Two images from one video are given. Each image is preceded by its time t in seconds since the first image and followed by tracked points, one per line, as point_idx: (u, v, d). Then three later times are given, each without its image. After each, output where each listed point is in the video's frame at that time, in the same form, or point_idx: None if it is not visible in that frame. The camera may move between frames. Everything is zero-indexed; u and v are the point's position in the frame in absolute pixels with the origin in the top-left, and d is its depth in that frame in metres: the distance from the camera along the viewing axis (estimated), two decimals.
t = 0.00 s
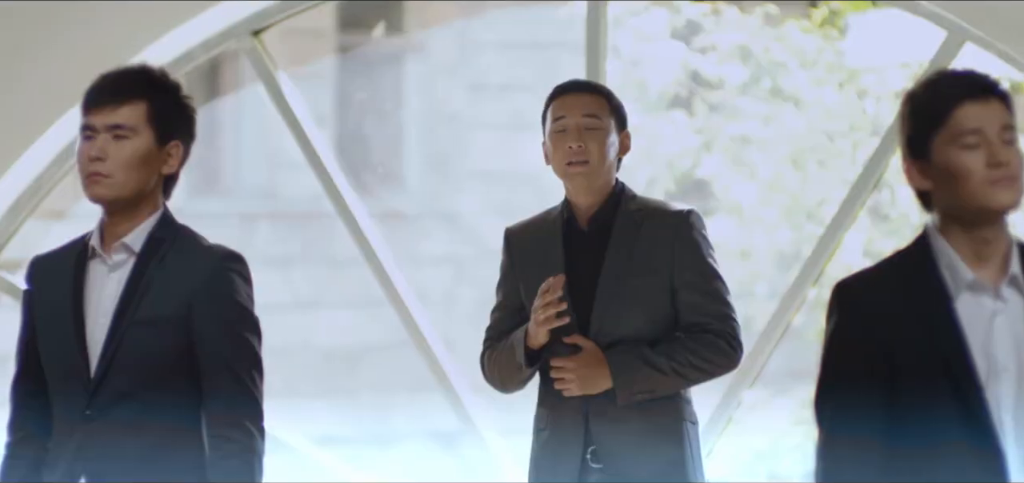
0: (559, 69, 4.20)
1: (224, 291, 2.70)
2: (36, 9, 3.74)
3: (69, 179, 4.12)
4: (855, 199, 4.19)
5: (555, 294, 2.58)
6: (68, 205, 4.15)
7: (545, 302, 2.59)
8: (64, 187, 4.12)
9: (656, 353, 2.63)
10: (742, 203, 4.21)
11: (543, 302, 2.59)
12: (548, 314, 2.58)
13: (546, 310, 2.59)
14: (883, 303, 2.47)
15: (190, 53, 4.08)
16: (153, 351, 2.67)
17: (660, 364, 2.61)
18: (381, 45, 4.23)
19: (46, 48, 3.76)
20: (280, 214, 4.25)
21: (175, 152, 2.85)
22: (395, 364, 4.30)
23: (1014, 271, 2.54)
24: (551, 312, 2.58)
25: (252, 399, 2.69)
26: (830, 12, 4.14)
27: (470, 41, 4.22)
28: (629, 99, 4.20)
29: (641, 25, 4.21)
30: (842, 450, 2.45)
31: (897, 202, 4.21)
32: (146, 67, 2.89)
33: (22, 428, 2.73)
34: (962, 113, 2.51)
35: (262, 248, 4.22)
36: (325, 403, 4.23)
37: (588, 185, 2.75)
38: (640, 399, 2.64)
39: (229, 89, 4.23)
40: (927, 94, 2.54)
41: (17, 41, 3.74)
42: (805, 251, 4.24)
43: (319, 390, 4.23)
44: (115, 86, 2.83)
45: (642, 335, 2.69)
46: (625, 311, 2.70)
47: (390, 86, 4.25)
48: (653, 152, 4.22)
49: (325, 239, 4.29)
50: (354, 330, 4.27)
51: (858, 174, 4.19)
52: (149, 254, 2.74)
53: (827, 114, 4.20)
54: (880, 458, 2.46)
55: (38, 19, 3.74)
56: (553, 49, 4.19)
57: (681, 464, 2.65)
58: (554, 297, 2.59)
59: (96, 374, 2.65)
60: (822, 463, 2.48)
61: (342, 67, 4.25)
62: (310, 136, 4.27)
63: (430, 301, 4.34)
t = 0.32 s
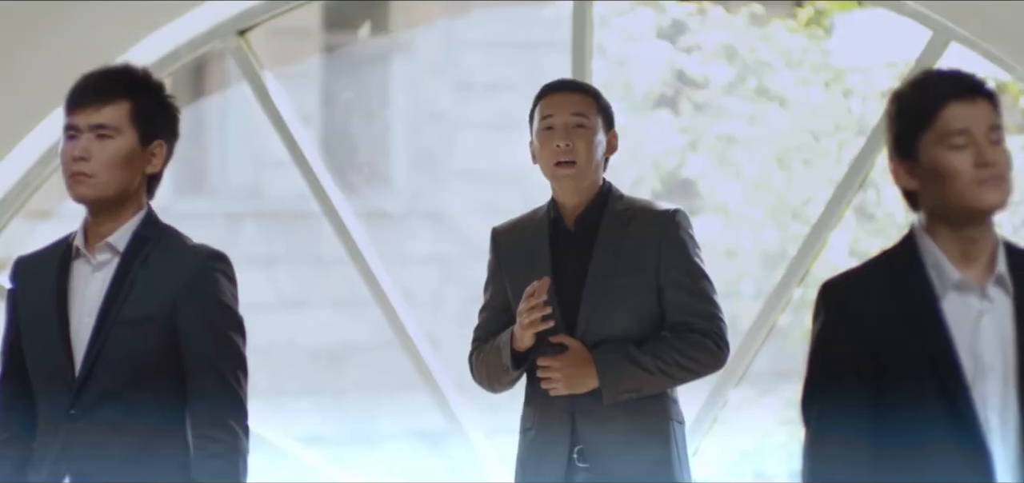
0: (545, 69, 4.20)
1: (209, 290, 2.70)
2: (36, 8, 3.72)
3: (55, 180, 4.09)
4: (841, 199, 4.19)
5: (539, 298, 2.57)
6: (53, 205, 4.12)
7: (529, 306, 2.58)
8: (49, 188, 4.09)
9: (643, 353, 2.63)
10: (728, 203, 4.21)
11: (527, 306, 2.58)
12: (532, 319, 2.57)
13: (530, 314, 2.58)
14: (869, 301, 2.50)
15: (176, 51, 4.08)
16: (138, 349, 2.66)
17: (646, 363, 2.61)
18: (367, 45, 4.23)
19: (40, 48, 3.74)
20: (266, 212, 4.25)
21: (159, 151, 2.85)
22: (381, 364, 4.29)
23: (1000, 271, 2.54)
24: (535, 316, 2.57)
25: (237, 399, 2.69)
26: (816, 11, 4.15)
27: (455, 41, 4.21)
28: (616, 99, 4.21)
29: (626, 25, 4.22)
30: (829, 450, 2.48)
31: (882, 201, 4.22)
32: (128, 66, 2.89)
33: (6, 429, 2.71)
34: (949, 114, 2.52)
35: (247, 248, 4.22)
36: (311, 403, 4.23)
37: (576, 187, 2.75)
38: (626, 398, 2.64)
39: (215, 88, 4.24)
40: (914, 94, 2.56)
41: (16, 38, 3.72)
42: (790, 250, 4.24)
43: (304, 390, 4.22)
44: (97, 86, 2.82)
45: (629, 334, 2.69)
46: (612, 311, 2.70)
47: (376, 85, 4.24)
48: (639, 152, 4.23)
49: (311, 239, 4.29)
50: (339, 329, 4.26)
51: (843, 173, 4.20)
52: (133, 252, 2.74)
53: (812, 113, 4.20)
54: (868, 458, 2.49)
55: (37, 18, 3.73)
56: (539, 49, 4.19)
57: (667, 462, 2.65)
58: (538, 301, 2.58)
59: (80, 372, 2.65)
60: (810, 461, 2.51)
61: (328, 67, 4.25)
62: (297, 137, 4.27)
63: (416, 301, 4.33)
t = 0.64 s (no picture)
0: (529, 68, 4.20)
1: (193, 290, 2.70)
2: (11, 9, 3.67)
3: (39, 180, 4.09)
4: (825, 198, 4.21)
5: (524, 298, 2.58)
6: (37, 204, 4.11)
7: (514, 306, 2.58)
8: (33, 187, 4.09)
9: (627, 352, 2.63)
10: (713, 202, 4.21)
11: (513, 306, 2.58)
12: (518, 318, 2.58)
13: (514, 313, 2.58)
14: (855, 301, 2.51)
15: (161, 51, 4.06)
16: (122, 348, 2.66)
17: (630, 362, 2.61)
18: (353, 45, 4.24)
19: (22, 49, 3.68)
20: (251, 212, 4.24)
21: (143, 151, 2.84)
22: (366, 363, 4.30)
23: (986, 269, 2.55)
24: (521, 316, 2.58)
25: (221, 399, 2.69)
26: (801, 11, 4.16)
27: (440, 40, 4.21)
28: (601, 98, 4.21)
29: (611, 25, 4.21)
30: (814, 451, 2.48)
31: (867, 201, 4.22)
32: (111, 65, 2.88)
33: None
34: (934, 113, 2.53)
35: (232, 247, 4.21)
36: (295, 403, 4.22)
37: (561, 186, 2.75)
38: (610, 397, 2.64)
39: (200, 88, 4.24)
40: (899, 94, 2.56)
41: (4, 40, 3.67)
42: (775, 250, 4.24)
43: (288, 389, 4.22)
44: (81, 85, 2.82)
45: (615, 333, 2.69)
46: (598, 310, 2.69)
47: (361, 84, 4.24)
48: (624, 151, 4.22)
49: (296, 239, 4.29)
50: (324, 329, 4.25)
51: (828, 173, 4.21)
52: (118, 252, 2.74)
53: (797, 113, 4.20)
54: (853, 458, 2.50)
55: (18, 20, 3.68)
56: (524, 48, 4.19)
57: (652, 463, 2.64)
58: (524, 301, 2.58)
59: (65, 372, 2.65)
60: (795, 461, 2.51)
61: (313, 66, 4.25)
62: (282, 138, 4.27)
63: (401, 301, 4.32)
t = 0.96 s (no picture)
0: (510, 67, 4.19)
1: (172, 290, 2.69)
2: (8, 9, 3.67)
3: (21, 179, 4.09)
4: (807, 197, 4.20)
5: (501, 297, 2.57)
6: (18, 204, 4.11)
7: (490, 305, 2.58)
8: (15, 186, 4.09)
9: (608, 351, 2.64)
10: (695, 201, 4.22)
11: (489, 305, 2.57)
12: (494, 317, 2.57)
13: (491, 313, 2.58)
14: (834, 301, 2.52)
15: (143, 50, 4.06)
16: (101, 345, 2.65)
17: (610, 360, 2.62)
18: (334, 44, 4.23)
19: (7, 52, 3.68)
20: (232, 211, 4.23)
21: (123, 149, 2.85)
22: (346, 362, 4.29)
23: (967, 268, 2.55)
24: (498, 314, 2.57)
25: (202, 399, 2.68)
26: (782, 10, 4.16)
27: (422, 39, 4.21)
28: (583, 98, 4.21)
29: (593, 24, 4.21)
30: (796, 452, 2.50)
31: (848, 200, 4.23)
32: (90, 64, 2.89)
33: None
34: (916, 112, 2.53)
35: (214, 247, 4.21)
36: (277, 402, 4.21)
37: (541, 185, 2.74)
38: (591, 396, 2.65)
39: (181, 87, 4.24)
40: (880, 93, 2.57)
41: None
42: (756, 249, 4.24)
43: (270, 388, 4.21)
44: (60, 85, 2.83)
45: (596, 331, 2.69)
46: (579, 310, 2.69)
47: (343, 83, 4.24)
48: (607, 151, 4.23)
49: (279, 238, 4.27)
50: (306, 328, 4.25)
51: (809, 172, 4.21)
52: (98, 252, 2.73)
53: (779, 113, 4.19)
54: (835, 458, 2.51)
55: (12, 20, 3.68)
56: (505, 47, 4.18)
57: (633, 462, 2.66)
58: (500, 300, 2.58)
59: (44, 373, 2.64)
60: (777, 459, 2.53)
61: (295, 66, 4.24)
62: (264, 139, 4.26)
63: (383, 300, 4.32)
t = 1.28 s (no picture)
0: (489, 66, 4.20)
1: (152, 288, 2.69)
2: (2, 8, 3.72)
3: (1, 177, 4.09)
4: (785, 197, 4.20)
5: (466, 299, 2.57)
6: None
7: (456, 307, 2.58)
8: None
9: (585, 349, 2.64)
10: (674, 199, 4.23)
11: (454, 307, 2.58)
12: (460, 318, 2.57)
13: (456, 315, 2.58)
14: (814, 299, 2.52)
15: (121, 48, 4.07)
16: (80, 344, 2.65)
17: (587, 358, 2.63)
18: (314, 42, 4.24)
19: None
20: (211, 209, 4.24)
21: (102, 148, 2.85)
22: (324, 361, 4.27)
23: (949, 266, 2.54)
24: (463, 316, 2.58)
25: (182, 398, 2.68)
26: (761, 9, 4.19)
27: (402, 38, 4.22)
28: (563, 97, 4.21)
29: (573, 22, 4.21)
30: (776, 452, 2.49)
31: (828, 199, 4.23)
32: (69, 62, 2.89)
33: None
34: (896, 111, 2.53)
35: (195, 244, 4.21)
36: (257, 401, 4.22)
37: (519, 183, 2.75)
38: (569, 394, 2.65)
39: (160, 84, 4.24)
40: (861, 92, 2.57)
41: None
42: (736, 248, 4.24)
43: (248, 384, 4.22)
44: (39, 83, 2.83)
45: (575, 329, 2.70)
46: (558, 308, 2.70)
47: (322, 82, 4.25)
48: (587, 150, 4.21)
49: (260, 237, 4.27)
50: (285, 326, 4.24)
51: (789, 171, 4.21)
52: (77, 250, 2.73)
53: (758, 112, 4.21)
54: (815, 458, 2.51)
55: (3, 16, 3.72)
56: (484, 46, 4.20)
57: (610, 460, 2.67)
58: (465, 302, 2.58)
59: (23, 373, 2.64)
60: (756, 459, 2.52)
61: (274, 64, 4.26)
62: (243, 137, 4.26)
63: (363, 299, 4.30)
